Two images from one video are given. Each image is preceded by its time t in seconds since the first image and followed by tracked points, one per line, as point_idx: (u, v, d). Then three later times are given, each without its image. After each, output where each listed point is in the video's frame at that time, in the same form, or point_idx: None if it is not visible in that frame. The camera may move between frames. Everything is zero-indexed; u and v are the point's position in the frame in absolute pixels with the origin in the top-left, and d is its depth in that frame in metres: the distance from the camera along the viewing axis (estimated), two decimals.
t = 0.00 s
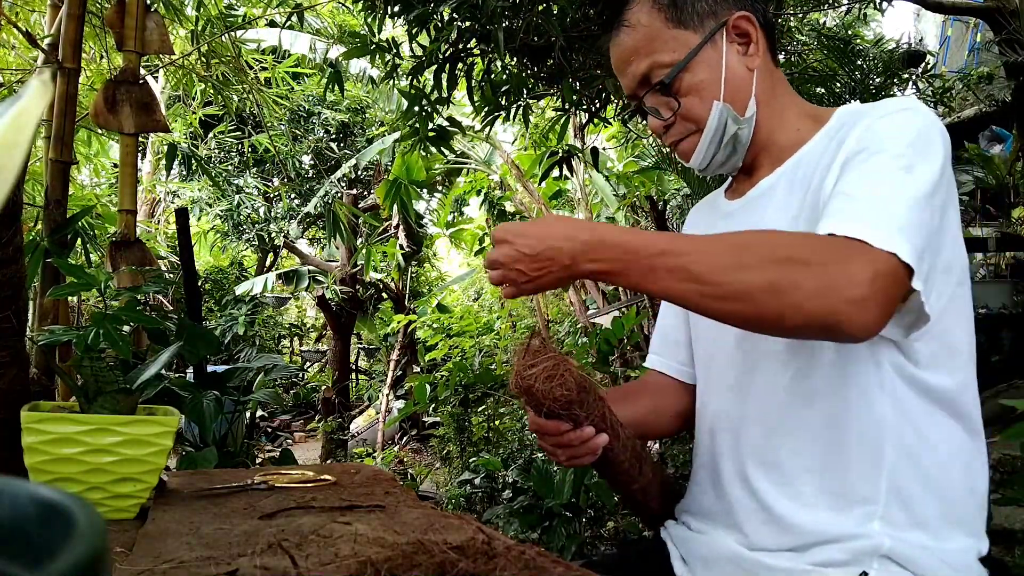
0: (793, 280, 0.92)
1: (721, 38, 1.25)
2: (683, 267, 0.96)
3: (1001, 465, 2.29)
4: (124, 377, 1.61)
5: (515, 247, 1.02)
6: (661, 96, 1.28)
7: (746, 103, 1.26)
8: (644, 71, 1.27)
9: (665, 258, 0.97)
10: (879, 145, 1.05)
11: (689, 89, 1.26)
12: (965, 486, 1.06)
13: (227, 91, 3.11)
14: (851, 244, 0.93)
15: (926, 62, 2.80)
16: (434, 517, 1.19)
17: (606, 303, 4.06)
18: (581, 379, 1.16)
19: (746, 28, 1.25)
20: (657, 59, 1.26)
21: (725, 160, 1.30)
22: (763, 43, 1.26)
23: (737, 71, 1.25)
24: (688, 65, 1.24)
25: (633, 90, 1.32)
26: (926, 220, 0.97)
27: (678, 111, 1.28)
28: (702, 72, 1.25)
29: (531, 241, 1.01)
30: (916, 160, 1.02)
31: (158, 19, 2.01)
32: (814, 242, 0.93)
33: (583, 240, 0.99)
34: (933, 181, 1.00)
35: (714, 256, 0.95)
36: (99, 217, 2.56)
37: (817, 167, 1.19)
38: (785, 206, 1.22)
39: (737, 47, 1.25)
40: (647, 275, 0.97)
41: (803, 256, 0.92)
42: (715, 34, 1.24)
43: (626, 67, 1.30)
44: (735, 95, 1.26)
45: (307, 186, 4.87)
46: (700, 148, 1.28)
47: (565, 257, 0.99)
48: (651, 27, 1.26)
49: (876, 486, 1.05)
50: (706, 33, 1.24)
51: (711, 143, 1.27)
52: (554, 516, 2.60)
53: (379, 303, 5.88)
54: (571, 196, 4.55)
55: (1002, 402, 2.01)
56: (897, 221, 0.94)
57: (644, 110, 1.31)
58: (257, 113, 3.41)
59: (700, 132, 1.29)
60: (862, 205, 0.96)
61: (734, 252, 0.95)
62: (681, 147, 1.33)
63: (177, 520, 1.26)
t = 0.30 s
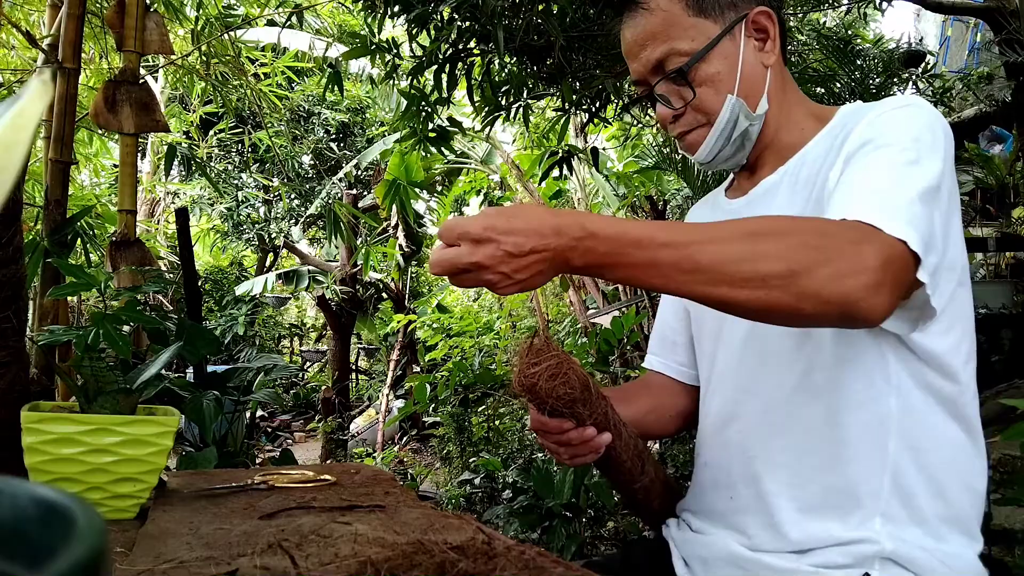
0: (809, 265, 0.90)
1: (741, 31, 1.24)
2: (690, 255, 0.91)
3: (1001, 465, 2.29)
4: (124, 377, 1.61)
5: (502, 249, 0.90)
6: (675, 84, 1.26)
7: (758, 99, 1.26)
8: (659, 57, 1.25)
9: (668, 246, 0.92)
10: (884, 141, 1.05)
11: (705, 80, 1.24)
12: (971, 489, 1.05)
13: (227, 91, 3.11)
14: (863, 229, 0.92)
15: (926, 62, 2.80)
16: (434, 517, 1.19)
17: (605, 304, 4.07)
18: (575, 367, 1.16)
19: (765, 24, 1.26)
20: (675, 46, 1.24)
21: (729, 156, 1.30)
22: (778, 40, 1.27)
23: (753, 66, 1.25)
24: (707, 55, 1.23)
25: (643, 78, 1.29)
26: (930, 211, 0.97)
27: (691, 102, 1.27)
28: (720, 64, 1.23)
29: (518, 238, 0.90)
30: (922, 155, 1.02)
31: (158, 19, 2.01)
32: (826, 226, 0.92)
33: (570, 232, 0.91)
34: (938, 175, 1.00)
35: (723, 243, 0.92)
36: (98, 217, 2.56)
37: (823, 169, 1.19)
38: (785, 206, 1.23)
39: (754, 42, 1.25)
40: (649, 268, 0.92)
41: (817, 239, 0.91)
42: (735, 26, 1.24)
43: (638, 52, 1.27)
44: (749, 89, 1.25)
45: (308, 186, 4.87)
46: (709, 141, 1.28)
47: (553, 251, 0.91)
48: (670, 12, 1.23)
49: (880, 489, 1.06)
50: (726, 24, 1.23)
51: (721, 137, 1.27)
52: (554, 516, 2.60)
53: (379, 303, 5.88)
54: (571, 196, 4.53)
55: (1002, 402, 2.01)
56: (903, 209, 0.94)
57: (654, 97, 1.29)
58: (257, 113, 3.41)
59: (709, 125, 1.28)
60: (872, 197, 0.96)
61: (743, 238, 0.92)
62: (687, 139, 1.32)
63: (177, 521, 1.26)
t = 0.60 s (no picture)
0: (896, 304, 0.87)
1: (775, 21, 1.21)
2: (777, 292, 0.88)
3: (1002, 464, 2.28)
4: (124, 377, 1.61)
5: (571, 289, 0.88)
6: (704, 69, 1.22)
7: (785, 92, 1.24)
8: (689, 40, 1.21)
9: (753, 284, 0.89)
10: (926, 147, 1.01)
11: (735, 68, 1.21)
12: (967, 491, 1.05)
13: (227, 91, 3.10)
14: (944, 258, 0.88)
15: (926, 62, 2.80)
16: (434, 517, 1.19)
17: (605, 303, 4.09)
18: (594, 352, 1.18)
19: (799, 16, 1.23)
20: (706, 31, 1.20)
21: (749, 149, 1.27)
22: (810, 34, 1.24)
23: (784, 57, 1.23)
24: (740, 42, 1.19)
25: (671, 59, 1.26)
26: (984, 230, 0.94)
27: (717, 90, 1.23)
28: (751, 52, 1.20)
29: (585, 273, 0.88)
30: (963, 166, 0.98)
31: (158, 19, 2.01)
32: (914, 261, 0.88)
33: (643, 268, 0.88)
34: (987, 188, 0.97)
35: (809, 278, 0.88)
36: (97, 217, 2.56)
37: (843, 166, 1.18)
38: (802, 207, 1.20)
39: (787, 34, 1.23)
40: (727, 301, 0.90)
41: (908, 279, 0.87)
42: (770, 14, 1.20)
43: (667, 32, 1.23)
44: (778, 81, 1.23)
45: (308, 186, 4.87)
46: (733, 130, 1.25)
47: (623, 288, 0.89)
48: None
49: (876, 490, 1.06)
50: (762, 12, 1.20)
51: (744, 128, 1.24)
52: (554, 516, 2.60)
53: (379, 303, 5.87)
54: (571, 196, 4.52)
55: (1002, 402, 2.01)
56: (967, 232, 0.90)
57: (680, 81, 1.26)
58: (256, 113, 3.40)
59: (733, 115, 1.26)
60: (928, 212, 0.92)
61: (830, 275, 0.88)
62: (709, 127, 1.29)
63: (176, 521, 1.26)
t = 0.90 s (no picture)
0: (812, 299, 0.88)
1: (817, 10, 1.18)
2: (703, 282, 0.90)
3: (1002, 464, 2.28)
4: (124, 377, 1.61)
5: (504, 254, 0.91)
6: (737, 51, 1.20)
7: (815, 83, 1.22)
8: (726, 19, 1.18)
9: (679, 272, 0.90)
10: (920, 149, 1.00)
11: (770, 53, 1.19)
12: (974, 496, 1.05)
13: (227, 91, 3.10)
14: (873, 260, 0.90)
15: (926, 62, 2.80)
16: (434, 518, 1.19)
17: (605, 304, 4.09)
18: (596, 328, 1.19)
19: (840, 8, 1.21)
20: (745, 12, 1.17)
21: (769, 138, 1.26)
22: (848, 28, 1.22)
23: (819, 48, 1.21)
24: (780, 27, 1.17)
25: (705, 36, 1.23)
26: (955, 235, 0.94)
27: (748, 74, 1.21)
28: (788, 39, 1.18)
29: (522, 245, 0.91)
30: (953, 174, 0.98)
31: (158, 19, 2.01)
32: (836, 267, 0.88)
33: (575, 250, 0.91)
34: (969, 195, 0.97)
35: (733, 271, 0.90)
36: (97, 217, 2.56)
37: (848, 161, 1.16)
38: (808, 203, 1.19)
39: (826, 25, 1.20)
40: (653, 286, 0.91)
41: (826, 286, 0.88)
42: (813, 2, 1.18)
43: (706, 8, 1.20)
44: (810, 72, 1.21)
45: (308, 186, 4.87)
46: (758, 117, 1.23)
47: (556, 267, 0.92)
48: None
49: (883, 495, 1.05)
50: None
51: (769, 116, 1.23)
52: (554, 516, 2.60)
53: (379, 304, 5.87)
54: (571, 196, 4.52)
55: (1003, 401, 2.01)
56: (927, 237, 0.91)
57: (711, 59, 1.23)
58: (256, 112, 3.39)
59: (760, 102, 1.24)
60: (896, 217, 0.93)
61: (756, 274, 0.89)
62: (734, 110, 1.27)
63: (176, 521, 1.26)
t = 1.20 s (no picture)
0: None
1: (775, 21, 1.15)
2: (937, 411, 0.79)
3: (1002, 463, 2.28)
4: (124, 377, 1.61)
5: (768, 484, 0.70)
6: (698, 68, 1.18)
7: (782, 92, 1.18)
8: (684, 37, 1.17)
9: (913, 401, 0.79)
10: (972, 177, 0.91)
11: (728, 69, 1.16)
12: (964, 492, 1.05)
13: (227, 91, 3.10)
14: None
15: (926, 62, 2.79)
16: (434, 517, 1.19)
17: (605, 304, 4.08)
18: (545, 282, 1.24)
19: (802, 14, 1.16)
20: (701, 29, 1.15)
21: (742, 148, 1.24)
22: (815, 33, 1.17)
23: (782, 57, 1.16)
24: (735, 42, 1.14)
25: (667, 53, 1.22)
26: None
27: (712, 89, 1.20)
28: (746, 52, 1.15)
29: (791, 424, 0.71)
30: (1018, 206, 0.89)
31: (158, 19, 2.01)
32: None
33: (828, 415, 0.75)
34: None
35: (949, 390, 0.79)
36: (97, 217, 2.56)
37: (852, 170, 1.09)
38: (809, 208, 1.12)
39: (787, 33, 1.16)
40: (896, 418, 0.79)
41: None
42: (770, 14, 1.14)
43: (663, 26, 1.19)
44: (774, 82, 1.17)
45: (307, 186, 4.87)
46: (725, 129, 1.22)
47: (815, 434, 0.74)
48: None
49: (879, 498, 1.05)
50: (762, 12, 1.14)
51: (737, 128, 1.21)
52: (554, 516, 2.60)
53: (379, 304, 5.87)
54: (571, 196, 4.52)
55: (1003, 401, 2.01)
56: None
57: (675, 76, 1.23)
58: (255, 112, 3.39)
59: (728, 113, 1.22)
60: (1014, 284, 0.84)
61: (988, 407, 0.79)
62: (705, 123, 1.26)
63: (176, 520, 1.26)
